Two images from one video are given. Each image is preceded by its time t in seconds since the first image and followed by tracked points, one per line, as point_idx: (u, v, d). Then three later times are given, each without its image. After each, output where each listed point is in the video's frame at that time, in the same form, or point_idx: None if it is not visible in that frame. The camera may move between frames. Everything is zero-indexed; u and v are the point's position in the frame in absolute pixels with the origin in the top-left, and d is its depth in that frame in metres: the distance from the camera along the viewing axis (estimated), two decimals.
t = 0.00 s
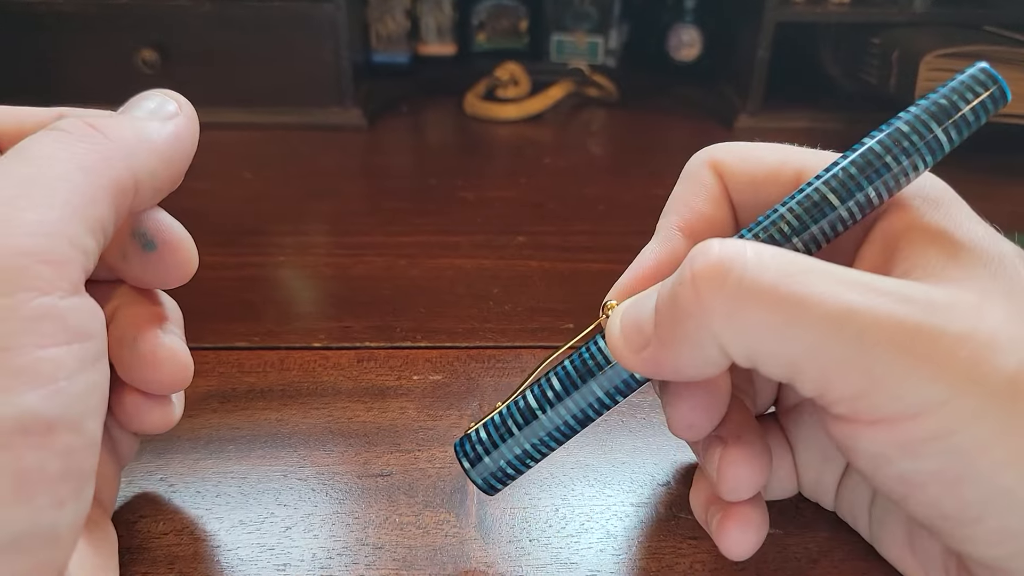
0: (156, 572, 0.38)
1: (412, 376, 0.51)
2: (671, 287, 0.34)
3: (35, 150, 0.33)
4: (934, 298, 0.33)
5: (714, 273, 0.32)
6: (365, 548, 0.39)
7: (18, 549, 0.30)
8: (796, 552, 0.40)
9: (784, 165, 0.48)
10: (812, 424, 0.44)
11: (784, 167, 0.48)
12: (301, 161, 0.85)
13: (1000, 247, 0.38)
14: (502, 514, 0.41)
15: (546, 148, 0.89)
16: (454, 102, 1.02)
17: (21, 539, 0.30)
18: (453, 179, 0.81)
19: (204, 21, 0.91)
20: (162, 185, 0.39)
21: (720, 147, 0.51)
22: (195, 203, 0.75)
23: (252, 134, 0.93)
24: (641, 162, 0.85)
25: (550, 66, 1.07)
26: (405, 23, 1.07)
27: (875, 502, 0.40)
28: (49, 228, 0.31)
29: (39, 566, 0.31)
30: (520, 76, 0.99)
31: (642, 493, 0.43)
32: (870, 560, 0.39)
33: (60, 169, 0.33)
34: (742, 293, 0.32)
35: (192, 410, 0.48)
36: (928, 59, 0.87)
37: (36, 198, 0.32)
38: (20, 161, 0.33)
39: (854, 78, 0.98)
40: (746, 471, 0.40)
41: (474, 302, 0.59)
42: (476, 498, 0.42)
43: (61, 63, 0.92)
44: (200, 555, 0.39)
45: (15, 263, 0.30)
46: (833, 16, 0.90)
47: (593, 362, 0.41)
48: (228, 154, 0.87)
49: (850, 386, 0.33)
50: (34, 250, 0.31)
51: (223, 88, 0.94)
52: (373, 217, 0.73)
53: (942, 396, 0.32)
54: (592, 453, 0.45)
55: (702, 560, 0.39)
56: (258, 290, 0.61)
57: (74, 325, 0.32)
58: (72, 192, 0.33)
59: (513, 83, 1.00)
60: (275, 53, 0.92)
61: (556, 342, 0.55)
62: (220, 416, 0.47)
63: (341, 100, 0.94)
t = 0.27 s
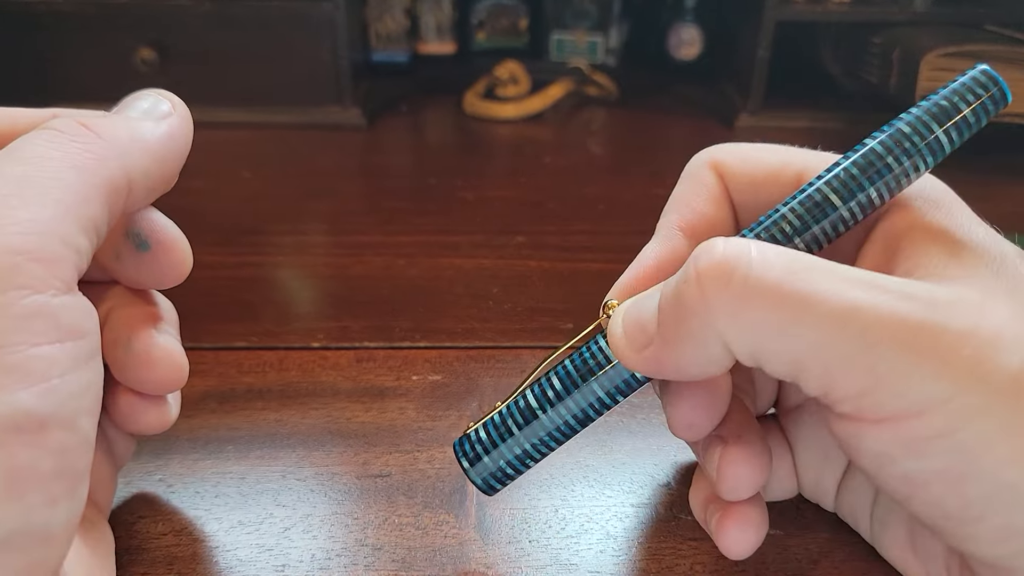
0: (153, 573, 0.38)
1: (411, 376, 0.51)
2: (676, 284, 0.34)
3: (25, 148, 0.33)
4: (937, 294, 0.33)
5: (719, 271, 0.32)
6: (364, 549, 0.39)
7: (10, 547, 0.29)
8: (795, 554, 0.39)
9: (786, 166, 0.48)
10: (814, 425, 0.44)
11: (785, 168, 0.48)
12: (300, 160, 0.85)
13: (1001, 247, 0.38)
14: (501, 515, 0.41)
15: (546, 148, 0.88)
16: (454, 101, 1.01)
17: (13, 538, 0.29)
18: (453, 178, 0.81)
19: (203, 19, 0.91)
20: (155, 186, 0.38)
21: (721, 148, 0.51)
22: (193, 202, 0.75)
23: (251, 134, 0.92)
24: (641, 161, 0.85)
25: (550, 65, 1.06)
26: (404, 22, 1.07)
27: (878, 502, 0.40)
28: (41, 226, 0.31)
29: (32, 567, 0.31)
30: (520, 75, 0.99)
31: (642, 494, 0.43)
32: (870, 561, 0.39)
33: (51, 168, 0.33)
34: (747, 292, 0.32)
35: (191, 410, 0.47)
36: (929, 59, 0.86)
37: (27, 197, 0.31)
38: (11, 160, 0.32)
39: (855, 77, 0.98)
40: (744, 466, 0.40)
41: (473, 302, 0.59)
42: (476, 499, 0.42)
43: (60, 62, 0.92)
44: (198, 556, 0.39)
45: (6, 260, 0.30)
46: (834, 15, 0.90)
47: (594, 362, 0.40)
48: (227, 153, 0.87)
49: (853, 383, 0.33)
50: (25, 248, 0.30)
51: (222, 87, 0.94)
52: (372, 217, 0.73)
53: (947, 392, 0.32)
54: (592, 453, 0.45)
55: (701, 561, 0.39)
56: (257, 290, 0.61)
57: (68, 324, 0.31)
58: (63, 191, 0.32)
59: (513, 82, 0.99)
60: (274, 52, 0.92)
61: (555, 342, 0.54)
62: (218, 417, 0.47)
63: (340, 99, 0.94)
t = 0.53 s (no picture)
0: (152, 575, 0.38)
1: (411, 377, 0.51)
2: (726, 223, 0.36)
3: (26, 150, 0.33)
4: (988, 253, 0.36)
5: (783, 217, 0.35)
6: (364, 550, 0.39)
7: (9, 549, 0.29)
8: (796, 553, 0.39)
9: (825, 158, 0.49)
10: (830, 398, 0.47)
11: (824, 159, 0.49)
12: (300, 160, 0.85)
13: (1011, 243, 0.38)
14: (501, 515, 0.41)
15: (546, 148, 0.88)
16: (454, 102, 1.01)
17: (13, 538, 0.29)
18: (453, 178, 0.81)
19: (203, 19, 0.91)
20: (156, 189, 0.39)
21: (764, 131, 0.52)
22: (193, 203, 0.75)
23: (251, 134, 0.92)
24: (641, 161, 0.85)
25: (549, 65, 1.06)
26: (405, 23, 1.07)
27: (887, 492, 0.41)
28: (40, 228, 0.31)
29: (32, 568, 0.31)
30: (520, 75, 0.99)
31: (641, 494, 0.43)
32: (871, 561, 0.39)
33: (51, 170, 0.33)
34: (804, 239, 0.35)
35: (190, 412, 0.47)
36: (930, 58, 0.88)
37: (27, 199, 0.31)
38: (11, 162, 0.32)
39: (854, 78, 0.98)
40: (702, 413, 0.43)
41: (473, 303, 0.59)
42: (476, 499, 0.42)
43: (60, 63, 0.92)
44: (199, 556, 0.39)
45: (5, 263, 0.30)
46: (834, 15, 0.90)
47: (605, 253, 0.42)
48: (227, 153, 0.87)
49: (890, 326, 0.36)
50: (25, 249, 0.30)
51: (222, 87, 0.94)
52: (372, 218, 0.73)
53: (980, 330, 0.34)
54: (591, 454, 0.45)
55: (700, 559, 0.39)
56: (257, 290, 0.61)
57: (67, 325, 0.31)
58: (63, 193, 0.32)
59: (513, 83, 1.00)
60: (274, 52, 0.92)
61: (555, 343, 0.54)
62: (217, 418, 0.47)
63: (340, 99, 0.94)
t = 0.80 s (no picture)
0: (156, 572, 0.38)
1: (412, 377, 0.51)
2: (704, 268, 0.34)
3: (34, 152, 0.33)
4: (964, 272, 0.36)
5: (763, 267, 0.34)
6: (366, 549, 0.39)
7: (15, 545, 0.30)
8: (794, 552, 0.40)
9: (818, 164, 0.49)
10: (824, 410, 0.47)
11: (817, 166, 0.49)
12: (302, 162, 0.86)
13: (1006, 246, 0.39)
14: (502, 514, 0.41)
15: (546, 149, 0.89)
16: (455, 103, 1.02)
17: (20, 535, 0.30)
18: (453, 179, 0.81)
19: (206, 21, 0.91)
20: (163, 189, 0.39)
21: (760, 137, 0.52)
22: (195, 203, 0.76)
23: (253, 135, 0.93)
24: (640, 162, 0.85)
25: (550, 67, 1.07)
26: (405, 25, 1.08)
27: (883, 500, 0.41)
28: (47, 228, 0.31)
29: (39, 563, 0.31)
30: (520, 77, 1.00)
31: (641, 493, 0.43)
32: (868, 560, 0.39)
33: (59, 170, 0.33)
34: (788, 289, 0.34)
35: (193, 411, 0.48)
36: (927, 61, 0.87)
37: (34, 198, 0.32)
38: (19, 163, 0.33)
39: (853, 79, 0.98)
40: (663, 448, 0.41)
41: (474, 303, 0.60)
42: (476, 498, 0.42)
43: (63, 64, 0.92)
44: (202, 554, 0.39)
45: (13, 261, 0.30)
46: (833, 17, 0.90)
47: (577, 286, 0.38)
48: (228, 155, 0.87)
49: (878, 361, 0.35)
50: (32, 249, 0.31)
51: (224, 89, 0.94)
52: (373, 219, 0.73)
53: (969, 355, 0.34)
54: (592, 453, 0.45)
55: (701, 557, 0.39)
56: (259, 290, 0.61)
57: (74, 323, 0.32)
58: (71, 193, 0.33)
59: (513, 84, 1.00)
60: (276, 54, 0.93)
61: (555, 342, 0.55)
62: (221, 417, 0.47)
63: (342, 101, 0.94)
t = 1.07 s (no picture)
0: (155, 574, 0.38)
1: (412, 377, 0.51)
2: (718, 261, 0.34)
3: (37, 154, 0.33)
4: (974, 264, 0.36)
5: (780, 259, 0.34)
6: (365, 550, 0.39)
7: (16, 549, 0.30)
8: (794, 553, 0.39)
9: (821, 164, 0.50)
10: (828, 412, 0.47)
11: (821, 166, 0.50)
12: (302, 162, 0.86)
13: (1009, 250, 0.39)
14: (502, 515, 0.41)
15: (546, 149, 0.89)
16: (454, 104, 1.02)
17: (22, 539, 0.30)
18: (453, 180, 0.81)
19: (205, 21, 0.91)
20: (166, 192, 0.39)
21: (761, 137, 0.52)
22: (195, 204, 0.76)
23: (253, 136, 0.93)
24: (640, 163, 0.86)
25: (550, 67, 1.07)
26: (405, 25, 1.08)
27: (886, 500, 0.41)
28: (50, 230, 0.31)
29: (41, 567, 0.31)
30: (520, 77, 1.00)
31: (641, 494, 0.43)
32: (868, 561, 0.39)
33: (62, 174, 0.33)
34: (803, 279, 0.34)
35: (192, 412, 0.48)
36: (927, 61, 0.87)
37: (37, 202, 0.32)
38: (22, 166, 0.33)
39: (853, 79, 0.98)
40: (670, 450, 0.40)
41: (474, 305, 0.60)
42: (476, 499, 0.42)
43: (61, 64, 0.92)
44: (202, 556, 0.39)
45: (15, 264, 0.30)
46: (832, 17, 0.90)
47: (581, 283, 0.38)
48: (229, 155, 0.87)
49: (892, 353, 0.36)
50: (35, 252, 0.31)
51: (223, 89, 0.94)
52: (373, 219, 0.73)
53: (982, 347, 0.34)
54: (592, 454, 0.45)
55: (701, 560, 0.39)
56: (259, 291, 0.61)
57: (76, 327, 0.32)
58: (74, 197, 0.33)
59: (513, 85, 1.00)
60: (276, 54, 0.93)
61: (555, 343, 0.55)
62: (220, 418, 0.47)
63: (341, 101, 0.94)
